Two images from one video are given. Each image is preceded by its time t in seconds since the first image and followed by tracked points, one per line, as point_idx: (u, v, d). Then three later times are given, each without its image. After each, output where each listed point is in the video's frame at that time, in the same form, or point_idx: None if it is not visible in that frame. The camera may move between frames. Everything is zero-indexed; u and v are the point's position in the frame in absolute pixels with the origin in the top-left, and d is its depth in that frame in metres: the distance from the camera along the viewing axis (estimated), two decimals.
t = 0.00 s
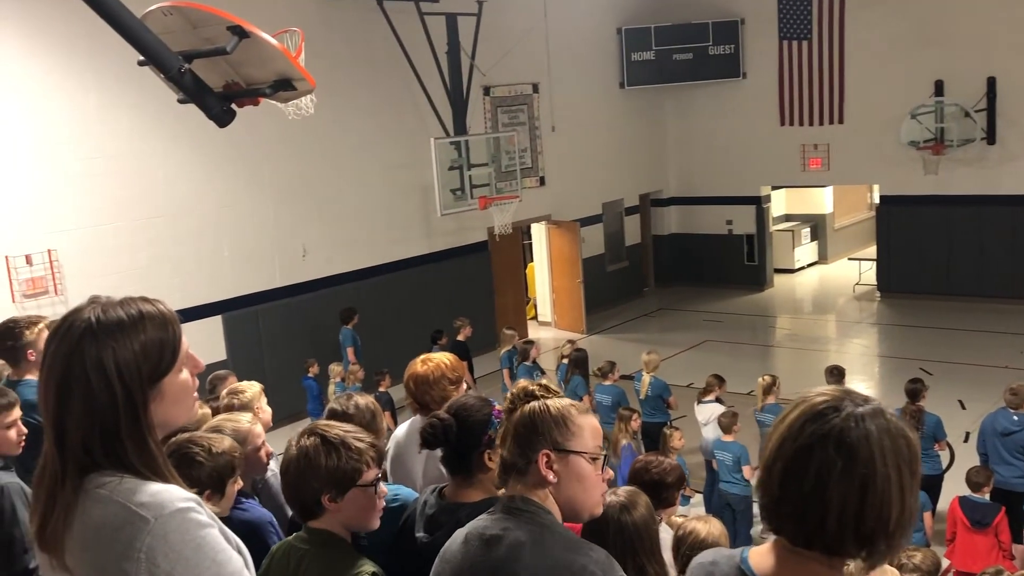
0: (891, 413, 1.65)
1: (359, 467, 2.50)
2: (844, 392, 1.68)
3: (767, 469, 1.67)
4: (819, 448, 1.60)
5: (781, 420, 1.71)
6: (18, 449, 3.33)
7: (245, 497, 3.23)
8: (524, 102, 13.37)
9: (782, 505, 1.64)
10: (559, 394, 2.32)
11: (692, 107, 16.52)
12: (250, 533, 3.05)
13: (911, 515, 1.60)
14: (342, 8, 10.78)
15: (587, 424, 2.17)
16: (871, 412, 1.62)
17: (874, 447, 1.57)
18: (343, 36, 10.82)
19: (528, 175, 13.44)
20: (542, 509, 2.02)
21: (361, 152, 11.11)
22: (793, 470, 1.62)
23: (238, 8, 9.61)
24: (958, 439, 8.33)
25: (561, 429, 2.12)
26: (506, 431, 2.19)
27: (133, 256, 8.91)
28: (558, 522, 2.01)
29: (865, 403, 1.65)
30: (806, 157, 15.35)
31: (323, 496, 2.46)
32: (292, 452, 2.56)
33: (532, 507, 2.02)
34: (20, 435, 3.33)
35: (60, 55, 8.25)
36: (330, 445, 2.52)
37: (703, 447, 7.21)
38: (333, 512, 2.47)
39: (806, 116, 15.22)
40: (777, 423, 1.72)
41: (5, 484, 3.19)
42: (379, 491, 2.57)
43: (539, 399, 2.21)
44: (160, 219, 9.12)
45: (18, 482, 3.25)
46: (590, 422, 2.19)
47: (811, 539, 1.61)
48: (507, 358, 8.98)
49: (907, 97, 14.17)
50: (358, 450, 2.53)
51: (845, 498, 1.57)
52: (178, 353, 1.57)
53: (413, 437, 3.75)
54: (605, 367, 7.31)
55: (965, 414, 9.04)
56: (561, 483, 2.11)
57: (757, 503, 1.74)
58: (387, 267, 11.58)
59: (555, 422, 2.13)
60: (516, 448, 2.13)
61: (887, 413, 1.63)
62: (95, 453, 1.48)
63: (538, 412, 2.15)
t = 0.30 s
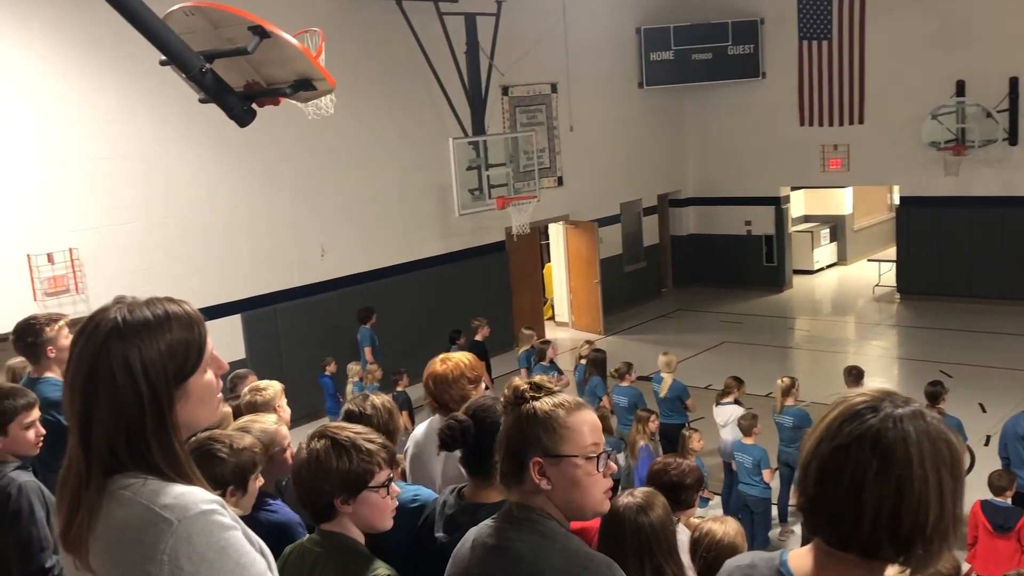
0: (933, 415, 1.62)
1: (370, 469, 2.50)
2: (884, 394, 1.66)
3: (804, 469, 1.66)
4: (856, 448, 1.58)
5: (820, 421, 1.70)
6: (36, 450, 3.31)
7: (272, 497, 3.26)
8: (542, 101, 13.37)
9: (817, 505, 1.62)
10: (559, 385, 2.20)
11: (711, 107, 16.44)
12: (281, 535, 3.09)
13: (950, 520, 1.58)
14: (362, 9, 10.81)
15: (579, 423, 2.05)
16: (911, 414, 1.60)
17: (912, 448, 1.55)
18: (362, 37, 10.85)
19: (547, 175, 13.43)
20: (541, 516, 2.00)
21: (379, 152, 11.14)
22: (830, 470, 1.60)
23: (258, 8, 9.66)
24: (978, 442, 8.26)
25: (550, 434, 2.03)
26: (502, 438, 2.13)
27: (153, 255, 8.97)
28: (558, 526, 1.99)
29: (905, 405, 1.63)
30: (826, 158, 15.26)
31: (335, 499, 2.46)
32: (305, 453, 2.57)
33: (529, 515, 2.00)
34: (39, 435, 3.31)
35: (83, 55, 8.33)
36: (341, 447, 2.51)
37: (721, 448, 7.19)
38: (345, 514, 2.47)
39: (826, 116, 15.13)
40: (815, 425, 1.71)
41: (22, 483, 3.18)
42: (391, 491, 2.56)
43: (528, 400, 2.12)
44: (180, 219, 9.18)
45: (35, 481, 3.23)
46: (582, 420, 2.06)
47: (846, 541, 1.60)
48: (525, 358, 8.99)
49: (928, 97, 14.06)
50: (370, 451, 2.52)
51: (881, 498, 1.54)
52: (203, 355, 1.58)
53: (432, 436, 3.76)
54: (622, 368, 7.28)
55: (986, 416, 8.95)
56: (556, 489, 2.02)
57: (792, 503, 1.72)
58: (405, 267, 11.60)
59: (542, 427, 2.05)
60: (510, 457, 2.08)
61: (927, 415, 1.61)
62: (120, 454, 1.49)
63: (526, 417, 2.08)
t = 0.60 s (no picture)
0: (970, 417, 1.61)
1: (385, 470, 2.50)
2: (921, 395, 1.66)
3: (839, 466, 1.65)
4: (890, 441, 1.57)
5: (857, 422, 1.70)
6: (54, 451, 3.34)
7: (299, 498, 3.28)
8: (561, 102, 13.36)
9: (851, 501, 1.61)
10: (561, 390, 2.21)
11: (730, 108, 16.38)
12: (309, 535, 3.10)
13: (986, 522, 1.55)
14: (382, 10, 10.85)
15: (573, 427, 2.05)
16: (948, 413, 1.59)
17: (947, 443, 1.54)
18: (382, 38, 10.88)
19: (565, 175, 13.42)
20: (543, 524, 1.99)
21: (399, 153, 11.18)
22: (864, 464, 1.59)
23: (279, 9, 9.72)
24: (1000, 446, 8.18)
25: (542, 440, 2.04)
26: (505, 447, 2.14)
27: (175, 255, 9.03)
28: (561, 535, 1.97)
29: (942, 405, 1.62)
30: (846, 159, 15.16)
31: (350, 499, 2.45)
32: (322, 452, 2.58)
33: (531, 524, 1.99)
34: (56, 436, 3.34)
35: (106, 56, 8.40)
36: (357, 447, 2.53)
37: (741, 450, 7.16)
38: (359, 514, 2.47)
39: (847, 118, 15.03)
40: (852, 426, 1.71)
41: (37, 483, 3.11)
42: (406, 494, 2.56)
43: (525, 407, 2.14)
44: (201, 219, 9.24)
45: (50, 481, 3.17)
46: (575, 424, 2.06)
47: (878, 537, 1.57)
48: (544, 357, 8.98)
49: (950, 98, 13.94)
50: (385, 452, 2.53)
51: (913, 491, 1.53)
52: (227, 355, 1.59)
53: (453, 435, 3.76)
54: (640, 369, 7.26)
55: (1008, 420, 8.87)
56: (553, 495, 2.00)
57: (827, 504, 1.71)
58: (424, 267, 11.62)
59: (536, 434, 2.06)
60: (511, 466, 2.09)
61: (965, 416, 1.60)
62: (147, 454, 1.50)
63: (523, 424, 2.10)
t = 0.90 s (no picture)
0: (1009, 421, 1.59)
1: (406, 472, 2.50)
2: (959, 398, 1.65)
3: (876, 463, 1.64)
4: (928, 436, 1.56)
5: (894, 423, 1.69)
6: (75, 450, 3.36)
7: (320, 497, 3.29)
8: (582, 104, 13.33)
9: (887, 496, 1.59)
10: (577, 391, 2.19)
11: (752, 110, 16.28)
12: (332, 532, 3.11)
13: (1023, 525, 1.53)
14: (405, 12, 10.88)
15: (591, 430, 2.04)
16: (987, 414, 1.58)
17: (986, 441, 1.53)
18: (404, 40, 10.91)
19: (586, 176, 13.40)
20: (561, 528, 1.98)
21: (420, 155, 11.21)
22: (899, 460, 1.58)
23: (302, 10, 9.77)
24: None
25: (559, 444, 2.03)
26: (523, 451, 2.14)
27: (197, 255, 9.09)
28: (579, 540, 1.96)
29: (979, 407, 1.61)
30: (869, 162, 15.04)
31: (370, 500, 2.45)
32: (344, 452, 2.60)
33: (549, 528, 1.99)
34: (78, 436, 3.36)
35: (130, 58, 8.49)
36: (379, 448, 2.54)
37: (762, 454, 7.12)
38: (379, 515, 2.47)
39: (870, 120, 14.91)
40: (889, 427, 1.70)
41: (62, 481, 3.14)
42: (427, 496, 2.56)
43: (542, 409, 2.13)
44: (224, 219, 9.31)
45: (74, 480, 3.20)
46: (593, 427, 2.05)
47: (914, 532, 1.55)
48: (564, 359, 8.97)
49: (974, 101, 13.80)
50: (405, 454, 2.54)
51: (951, 486, 1.51)
52: (253, 356, 1.60)
53: (474, 437, 3.76)
54: (660, 372, 7.24)
55: None
56: (571, 499, 1.99)
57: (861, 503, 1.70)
58: (444, 268, 11.65)
59: (553, 437, 2.05)
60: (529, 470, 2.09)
61: (1004, 418, 1.59)
62: (175, 454, 1.51)
63: (540, 427, 2.10)
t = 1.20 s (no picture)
0: None
1: (433, 472, 2.51)
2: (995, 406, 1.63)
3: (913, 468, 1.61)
4: (966, 441, 1.54)
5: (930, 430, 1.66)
6: (105, 448, 3.38)
7: (347, 497, 3.31)
8: (608, 106, 13.30)
9: (923, 500, 1.57)
10: (598, 391, 2.17)
11: (779, 113, 16.17)
12: (361, 531, 3.12)
13: None
14: (430, 15, 10.92)
15: (617, 432, 2.03)
16: None
17: None
18: (430, 43, 10.95)
19: (611, 178, 13.37)
20: (589, 533, 1.98)
21: (444, 157, 11.23)
22: (936, 463, 1.56)
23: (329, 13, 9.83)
24: None
25: (585, 446, 2.02)
26: (547, 453, 2.12)
27: (223, 256, 9.17)
28: (608, 542, 1.95)
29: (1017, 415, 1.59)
30: (896, 165, 14.89)
31: (398, 500, 2.46)
32: (371, 453, 2.61)
33: (578, 532, 1.98)
34: (107, 434, 3.39)
35: (158, 61, 8.57)
36: (406, 448, 2.55)
37: (786, 458, 7.07)
38: (407, 516, 2.47)
39: (897, 122, 14.77)
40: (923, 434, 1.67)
41: (93, 478, 3.17)
42: (454, 496, 2.56)
43: (563, 410, 2.11)
44: (249, 220, 9.37)
45: (104, 477, 3.23)
46: (619, 429, 2.03)
47: (950, 536, 1.53)
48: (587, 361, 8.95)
49: (1004, 103, 13.63)
50: (433, 454, 2.54)
51: (989, 489, 1.50)
52: (285, 358, 1.61)
53: (498, 439, 3.76)
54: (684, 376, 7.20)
55: None
56: (601, 501, 1.98)
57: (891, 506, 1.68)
58: (468, 270, 11.66)
59: (579, 440, 2.04)
60: (553, 472, 2.07)
61: None
62: (207, 456, 1.52)
63: (564, 430, 2.08)
